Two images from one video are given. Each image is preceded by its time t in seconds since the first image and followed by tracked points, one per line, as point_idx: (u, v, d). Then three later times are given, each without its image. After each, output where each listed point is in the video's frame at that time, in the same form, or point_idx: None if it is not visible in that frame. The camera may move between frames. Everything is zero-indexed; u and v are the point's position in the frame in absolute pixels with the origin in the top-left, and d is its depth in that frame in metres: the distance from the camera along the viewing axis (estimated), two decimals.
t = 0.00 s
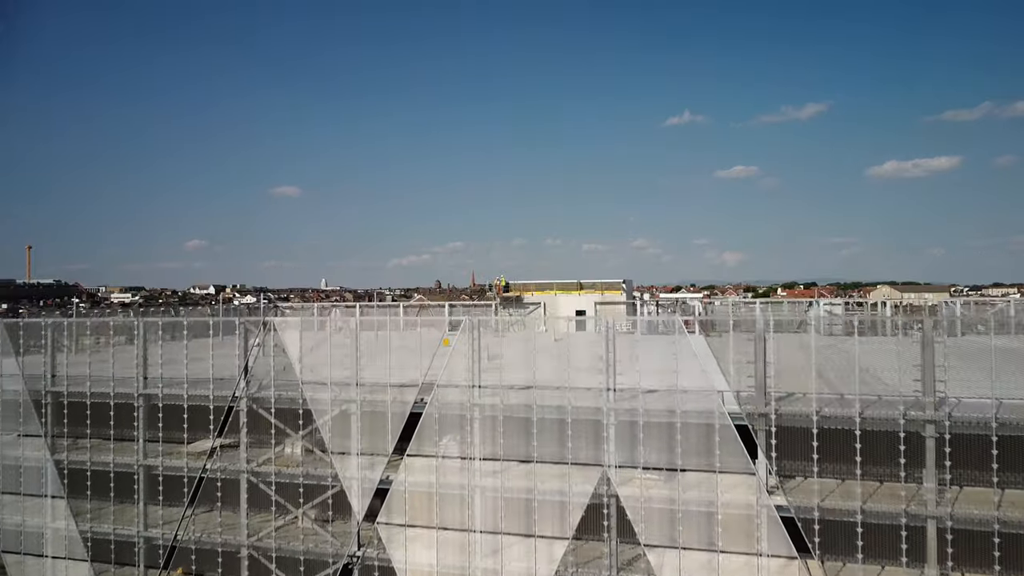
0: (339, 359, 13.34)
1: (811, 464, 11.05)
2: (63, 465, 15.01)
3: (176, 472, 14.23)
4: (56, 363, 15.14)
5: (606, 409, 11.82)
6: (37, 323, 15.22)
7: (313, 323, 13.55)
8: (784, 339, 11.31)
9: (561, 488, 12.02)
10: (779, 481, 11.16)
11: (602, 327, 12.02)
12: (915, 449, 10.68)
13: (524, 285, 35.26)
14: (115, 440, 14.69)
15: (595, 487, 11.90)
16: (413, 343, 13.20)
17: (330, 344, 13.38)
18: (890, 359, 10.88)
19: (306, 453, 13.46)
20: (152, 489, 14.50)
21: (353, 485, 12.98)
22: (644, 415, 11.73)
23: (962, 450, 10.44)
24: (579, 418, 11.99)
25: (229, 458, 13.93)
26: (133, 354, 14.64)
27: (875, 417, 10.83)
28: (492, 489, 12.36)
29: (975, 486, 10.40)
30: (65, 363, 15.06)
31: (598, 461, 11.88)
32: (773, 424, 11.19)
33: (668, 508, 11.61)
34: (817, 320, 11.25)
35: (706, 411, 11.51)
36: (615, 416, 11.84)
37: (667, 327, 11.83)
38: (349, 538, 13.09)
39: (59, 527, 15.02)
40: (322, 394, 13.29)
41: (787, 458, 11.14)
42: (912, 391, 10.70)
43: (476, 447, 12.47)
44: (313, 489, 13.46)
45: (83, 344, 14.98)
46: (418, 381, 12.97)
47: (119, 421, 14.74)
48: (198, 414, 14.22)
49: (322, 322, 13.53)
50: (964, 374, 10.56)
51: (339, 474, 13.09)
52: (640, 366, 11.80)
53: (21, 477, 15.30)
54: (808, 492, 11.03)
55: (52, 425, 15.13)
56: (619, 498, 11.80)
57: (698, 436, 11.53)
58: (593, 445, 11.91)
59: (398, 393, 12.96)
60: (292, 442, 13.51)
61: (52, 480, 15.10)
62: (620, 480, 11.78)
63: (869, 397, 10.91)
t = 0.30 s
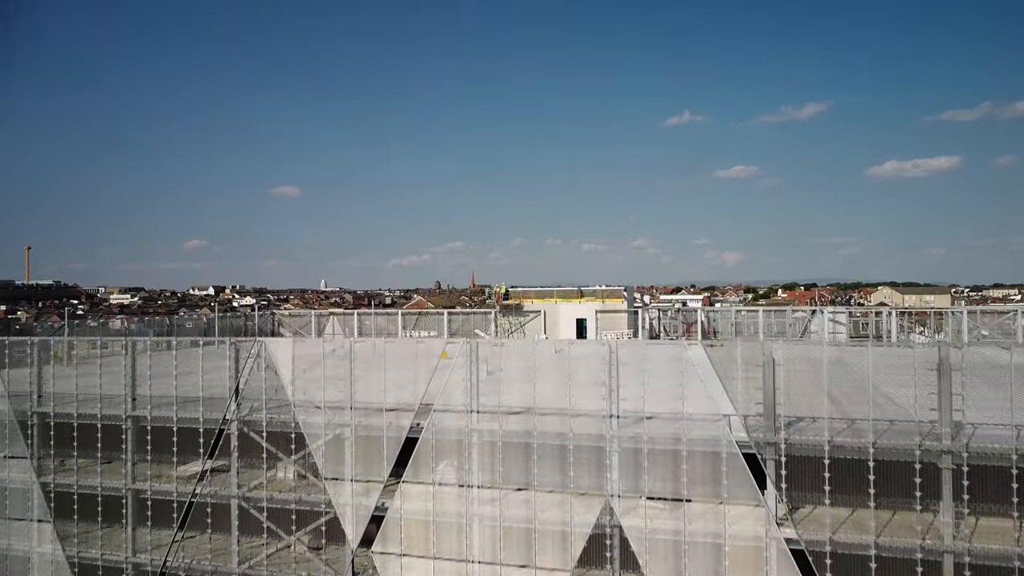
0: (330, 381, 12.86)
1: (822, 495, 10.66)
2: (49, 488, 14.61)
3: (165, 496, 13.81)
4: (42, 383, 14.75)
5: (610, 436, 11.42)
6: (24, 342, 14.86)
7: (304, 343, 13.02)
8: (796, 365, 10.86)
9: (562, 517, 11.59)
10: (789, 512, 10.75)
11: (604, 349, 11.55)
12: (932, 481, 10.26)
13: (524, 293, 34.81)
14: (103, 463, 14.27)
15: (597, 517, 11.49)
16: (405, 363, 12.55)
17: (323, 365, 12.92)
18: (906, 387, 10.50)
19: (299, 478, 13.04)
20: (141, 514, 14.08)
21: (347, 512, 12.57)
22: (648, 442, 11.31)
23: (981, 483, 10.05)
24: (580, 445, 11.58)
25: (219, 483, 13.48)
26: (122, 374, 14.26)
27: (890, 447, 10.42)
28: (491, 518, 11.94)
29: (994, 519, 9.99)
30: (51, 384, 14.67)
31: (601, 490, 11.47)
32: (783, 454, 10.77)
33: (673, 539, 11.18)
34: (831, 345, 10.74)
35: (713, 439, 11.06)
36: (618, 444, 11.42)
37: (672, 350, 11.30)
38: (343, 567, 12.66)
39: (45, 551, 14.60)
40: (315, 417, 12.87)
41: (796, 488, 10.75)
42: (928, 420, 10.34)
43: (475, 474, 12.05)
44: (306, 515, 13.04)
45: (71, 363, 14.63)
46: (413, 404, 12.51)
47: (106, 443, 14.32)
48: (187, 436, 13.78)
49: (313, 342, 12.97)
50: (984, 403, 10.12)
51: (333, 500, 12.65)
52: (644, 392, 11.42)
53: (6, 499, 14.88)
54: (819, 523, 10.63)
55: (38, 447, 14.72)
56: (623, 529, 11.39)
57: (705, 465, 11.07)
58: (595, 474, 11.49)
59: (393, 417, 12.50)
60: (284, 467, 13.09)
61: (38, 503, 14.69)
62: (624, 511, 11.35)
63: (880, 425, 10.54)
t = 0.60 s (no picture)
0: (324, 406, 12.51)
1: (834, 526, 10.25)
2: (36, 510, 14.23)
3: (153, 521, 13.41)
4: (30, 404, 14.45)
5: (613, 463, 11.05)
6: (12, 361, 14.57)
7: (297, 366, 12.66)
8: (807, 391, 10.44)
9: (564, 547, 11.19)
10: (799, 544, 10.34)
11: (607, 376, 11.22)
12: (948, 513, 9.87)
13: (524, 300, 34.42)
14: (90, 486, 13.88)
15: (599, 548, 11.10)
16: (401, 388, 12.19)
17: (317, 389, 12.55)
18: (921, 415, 10.10)
19: (291, 503, 12.61)
20: (128, 538, 13.67)
21: (340, 539, 12.16)
22: (652, 470, 10.91)
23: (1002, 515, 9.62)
24: (582, 473, 11.20)
25: (209, 507, 13.06)
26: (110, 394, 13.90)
27: (906, 478, 9.99)
28: (490, 547, 11.54)
29: (1013, 554, 9.57)
30: (39, 404, 14.34)
31: (604, 520, 11.09)
32: (793, 483, 10.36)
33: (678, 571, 10.78)
34: (842, 370, 10.32)
35: (721, 467, 10.64)
36: (622, 472, 11.03)
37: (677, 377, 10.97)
38: None
39: None
40: (308, 441, 12.42)
41: (807, 520, 10.33)
42: (944, 449, 9.90)
43: (473, 500, 11.64)
44: (298, 541, 12.62)
45: (60, 384, 14.35)
46: (409, 432, 12.05)
47: (93, 466, 13.91)
48: (176, 459, 13.36)
49: (307, 364, 12.63)
50: (1005, 432, 9.62)
51: (326, 526, 12.24)
52: (649, 419, 11.04)
53: None
54: (831, 556, 10.22)
55: (25, 469, 14.37)
56: (627, 559, 11.04)
57: (711, 494, 10.66)
58: (598, 503, 11.12)
59: (388, 442, 12.07)
60: (275, 492, 12.64)
61: (24, 526, 14.32)
62: (628, 541, 10.97)
63: (894, 453, 10.13)
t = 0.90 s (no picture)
0: (316, 432, 12.01)
1: (848, 564, 9.84)
2: (19, 537, 13.80)
3: (140, 550, 12.96)
4: (13, 426, 14.00)
5: (616, 497, 10.60)
6: None
7: (287, 391, 12.15)
8: (820, 421, 9.95)
9: None
10: None
11: (609, 405, 10.81)
12: (968, 553, 9.40)
13: (524, 308, 33.95)
14: (74, 513, 13.42)
15: None
16: (396, 413, 11.75)
17: (307, 415, 12.05)
18: (939, 449, 9.61)
19: (282, 533, 12.18)
20: (114, 567, 13.20)
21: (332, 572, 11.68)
22: (657, 504, 10.50)
23: None
24: (584, 506, 10.78)
25: (197, 536, 12.59)
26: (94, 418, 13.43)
27: (922, 514, 9.52)
28: None
29: None
30: (22, 427, 13.88)
31: (607, 555, 10.67)
32: (805, 519, 9.90)
33: None
34: (855, 401, 9.93)
35: (728, 500, 10.19)
36: (626, 505, 10.59)
37: (683, 406, 10.59)
38: None
39: None
40: (299, 469, 12.00)
41: (820, 559, 9.88)
42: (963, 483, 9.41)
43: (471, 533, 11.21)
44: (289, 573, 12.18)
45: (44, 405, 13.89)
46: (403, 461, 11.57)
47: (79, 492, 13.48)
48: (163, 486, 12.91)
49: (298, 389, 12.16)
50: None
51: (318, 558, 11.79)
52: (654, 450, 10.56)
53: None
54: None
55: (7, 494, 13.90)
56: None
57: (719, 530, 10.21)
58: (601, 537, 10.70)
59: (382, 471, 11.60)
60: (265, 520, 12.24)
61: (7, 553, 13.88)
62: None
63: (910, 486, 9.65)
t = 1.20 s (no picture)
0: (308, 456, 11.64)
1: None
2: (4, 561, 13.45)
3: None
4: None
5: (618, 527, 10.20)
6: None
7: (279, 413, 11.82)
8: (830, 450, 9.58)
9: None
10: None
11: (611, 432, 10.52)
12: None
13: (524, 315, 33.53)
14: (59, 537, 13.04)
15: None
16: (389, 436, 11.30)
17: (299, 439, 11.69)
18: (955, 480, 9.25)
19: (272, 561, 11.73)
20: None
21: None
22: (661, 535, 10.11)
23: None
24: (585, 537, 10.37)
25: (185, 563, 12.21)
26: (80, 439, 13.06)
27: (940, 548, 9.14)
28: None
29: None
30: (8, 447, 13.55)
31: None
32: (816, 553, 9.51)
33: None
34: (867, 430, 9.52)
35: (735, 531, 9.79)
36: (628, 535, 10.19)
37: (688, 435, 10.26)
38: None
39: None
40: (290, 494, 11.64)
41: None
42: (983, 517, 9.00)
43: (468, 563, 10.82)
44: None
45: (30, 425, 13.53)
46: (398, 488, 11.15)
47: (64, 515, 13.10)
48: (151, 510, 12.54)
49: (289, 412, 11.77)
50: None
51: None
52: (658, 478, 10.28)
53: None
54: None
55: None
56: None
57: (726, 562, 9.79)
58: (603, 568, 10.33)
59: (376, 498, 11.22)
60: (255, 547, 11.82)
61: None
62: None
63: (924, 517, 9.29)
